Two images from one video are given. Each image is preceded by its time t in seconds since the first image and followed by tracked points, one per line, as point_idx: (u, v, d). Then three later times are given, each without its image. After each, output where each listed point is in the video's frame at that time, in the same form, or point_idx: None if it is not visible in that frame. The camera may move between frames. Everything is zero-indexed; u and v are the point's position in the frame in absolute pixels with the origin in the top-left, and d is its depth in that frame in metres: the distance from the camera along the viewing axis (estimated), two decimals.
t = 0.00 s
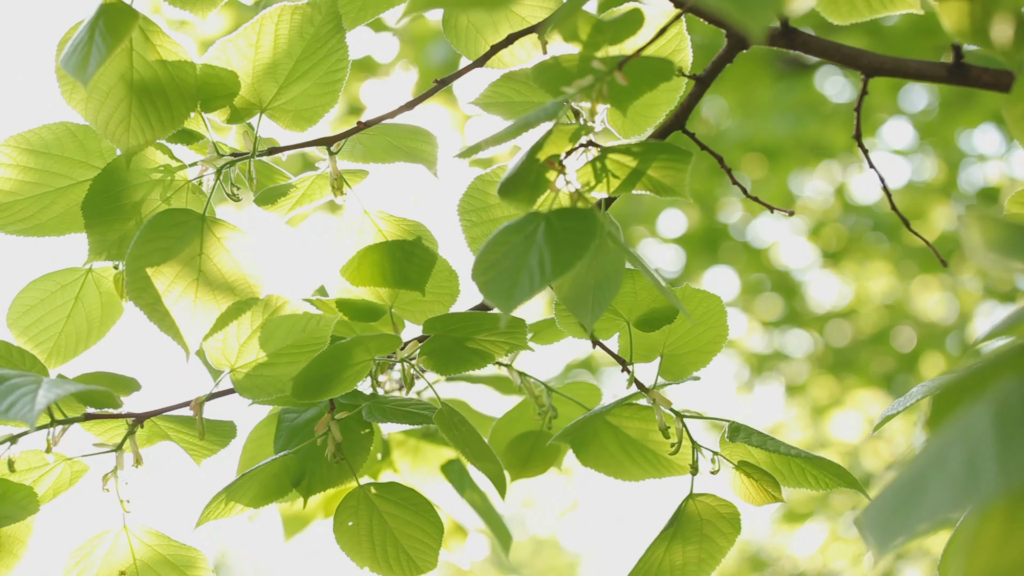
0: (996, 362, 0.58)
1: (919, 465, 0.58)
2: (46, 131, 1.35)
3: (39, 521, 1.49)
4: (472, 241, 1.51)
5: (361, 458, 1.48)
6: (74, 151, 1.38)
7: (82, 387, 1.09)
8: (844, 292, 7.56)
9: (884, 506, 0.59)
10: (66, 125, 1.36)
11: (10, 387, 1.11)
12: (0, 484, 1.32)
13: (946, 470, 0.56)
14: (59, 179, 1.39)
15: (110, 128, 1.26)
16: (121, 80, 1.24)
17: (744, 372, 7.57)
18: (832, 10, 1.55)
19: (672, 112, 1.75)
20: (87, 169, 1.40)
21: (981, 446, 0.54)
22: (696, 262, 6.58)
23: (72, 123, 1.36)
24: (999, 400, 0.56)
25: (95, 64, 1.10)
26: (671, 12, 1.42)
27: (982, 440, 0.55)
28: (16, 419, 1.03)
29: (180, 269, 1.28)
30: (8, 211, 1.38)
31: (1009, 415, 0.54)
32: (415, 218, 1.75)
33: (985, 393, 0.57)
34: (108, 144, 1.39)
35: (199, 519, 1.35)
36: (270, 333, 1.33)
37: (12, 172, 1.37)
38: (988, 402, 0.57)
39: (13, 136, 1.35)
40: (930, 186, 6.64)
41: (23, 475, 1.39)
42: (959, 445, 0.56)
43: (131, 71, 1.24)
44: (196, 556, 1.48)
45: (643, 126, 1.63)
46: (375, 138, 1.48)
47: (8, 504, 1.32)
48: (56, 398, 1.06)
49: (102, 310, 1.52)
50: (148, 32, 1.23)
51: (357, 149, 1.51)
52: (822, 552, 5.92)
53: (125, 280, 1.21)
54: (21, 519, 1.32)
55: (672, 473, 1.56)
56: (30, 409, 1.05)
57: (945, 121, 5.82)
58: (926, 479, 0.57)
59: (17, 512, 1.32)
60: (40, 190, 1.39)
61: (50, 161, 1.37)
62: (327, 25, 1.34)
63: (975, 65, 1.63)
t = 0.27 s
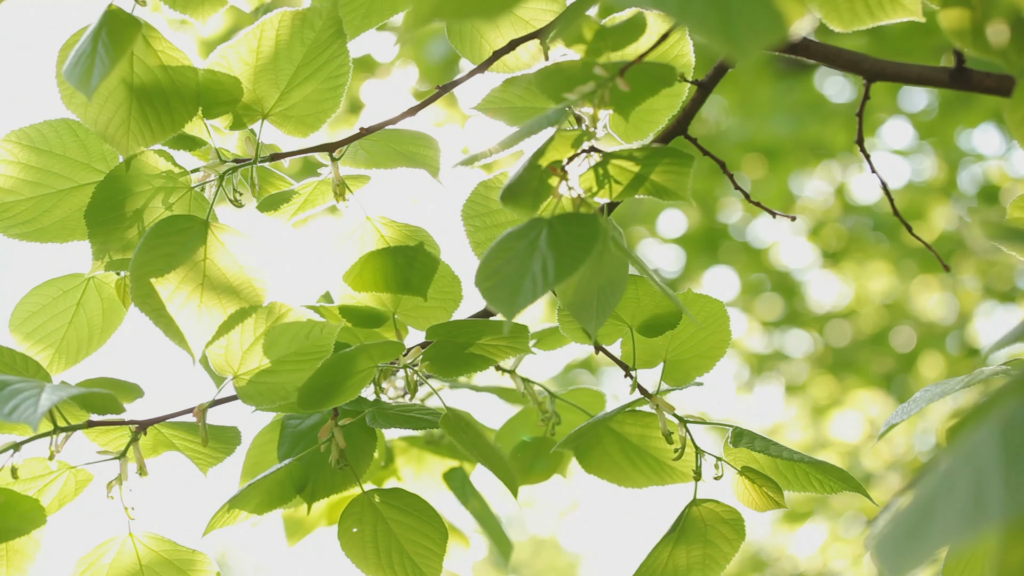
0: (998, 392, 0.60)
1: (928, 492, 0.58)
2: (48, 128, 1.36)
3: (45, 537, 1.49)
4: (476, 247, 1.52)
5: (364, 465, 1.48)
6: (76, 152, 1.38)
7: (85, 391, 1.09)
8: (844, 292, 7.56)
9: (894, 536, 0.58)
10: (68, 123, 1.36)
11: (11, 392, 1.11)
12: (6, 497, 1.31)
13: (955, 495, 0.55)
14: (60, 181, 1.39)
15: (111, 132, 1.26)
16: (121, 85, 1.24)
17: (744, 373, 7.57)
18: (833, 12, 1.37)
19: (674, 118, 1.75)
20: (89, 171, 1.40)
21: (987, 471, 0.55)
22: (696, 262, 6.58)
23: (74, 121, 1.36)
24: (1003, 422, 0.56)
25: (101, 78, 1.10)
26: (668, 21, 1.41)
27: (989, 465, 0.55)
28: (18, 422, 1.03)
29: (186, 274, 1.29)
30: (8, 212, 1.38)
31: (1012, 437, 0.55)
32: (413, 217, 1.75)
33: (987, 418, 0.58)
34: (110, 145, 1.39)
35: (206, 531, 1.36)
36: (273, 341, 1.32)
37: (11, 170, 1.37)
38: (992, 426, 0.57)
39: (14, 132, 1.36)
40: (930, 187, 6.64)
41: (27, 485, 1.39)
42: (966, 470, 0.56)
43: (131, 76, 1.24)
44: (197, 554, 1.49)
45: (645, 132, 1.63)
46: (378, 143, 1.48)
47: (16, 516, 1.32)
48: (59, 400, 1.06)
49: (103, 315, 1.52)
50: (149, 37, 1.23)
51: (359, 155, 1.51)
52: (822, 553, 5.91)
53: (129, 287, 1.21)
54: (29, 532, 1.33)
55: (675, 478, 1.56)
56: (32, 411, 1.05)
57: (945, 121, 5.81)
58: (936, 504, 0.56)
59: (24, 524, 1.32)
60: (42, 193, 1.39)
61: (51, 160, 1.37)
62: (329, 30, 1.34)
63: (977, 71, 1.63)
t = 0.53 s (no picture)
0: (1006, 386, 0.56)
1: (930, 492, 0.56)
2: (52, 145, 1.36)
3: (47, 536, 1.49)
4: (478, 253, 1.52)
5: (367, 470, 1.48)
6: (79, 166, 1.38)
7: (86, 418, 1.10)
8: (844, 292, 7.56)
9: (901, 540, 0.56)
10: (71, 139, 1.36)
11: (14, 414, 1.11)
12: (9, 498, 1.32)
13: (958, 499, 0.53)
14: (65, 195, 1.39)
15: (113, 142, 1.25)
16: (122, 94, 1.23)
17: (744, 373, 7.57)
18: (835, 16, 1.34)
19: (676, 122, 1.75)
20: (93, 184, 1.40)
21: (988, 472, 0.52)
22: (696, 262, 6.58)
23: (77, 137, 1.37)
24: (1007, 423, 0.52)
25: (99, 83, 1.11)
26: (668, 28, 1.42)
27: (990, 465, 0.52)
28: (23, 454, 1.04)
29: (193, 279, 1.29)
30: (13, 229, 1.38)
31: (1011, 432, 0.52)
32: (415, 219, 1.75)
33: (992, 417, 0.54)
34: (113, 158, 1.39)
35: (208, 535, 1.36)
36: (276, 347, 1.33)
37: (16, 188, 1.38)
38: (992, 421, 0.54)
39: (18, 151, 1.36)
40: (930, 187, 6.63)
41: (31, 490, 1.40)
42: (967, 472, 0.53)
43: (134, 85, 1.24)
44: (198, 558, 1.49)
45: (647, 137, 1.64)
46: (381, 150, 1.49)
47: (19, 517, 1.33)
48: (60, 431, 1.07)
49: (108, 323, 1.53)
50: (149, 43, 1.23)
51: (363, 161, 1.51)
52: (822, 553, 5.91)
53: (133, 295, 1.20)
54: (31, 533, 1.33)
55: (677, 483, 1.57)
56: (36, 442, 1.06)
57: (944, 122, 5.82)
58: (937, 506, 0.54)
59: (27, 525, 1.33)
60: (47, 207, 1.39)
61: (53, 175, 1.37)
62: (328, 34, 1.34)
63: (979, 75, 1.63)
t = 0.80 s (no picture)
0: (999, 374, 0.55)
1: (918, 478, 0.56)
2: (54, 139, 1.37)
3: (53, 545, 1.49)
4: (480, 256, 1.52)
5: (370, 473, 1.48)
6: (81, 163, 1.38)
7: (88, 418, 1.10)
8: (844, 292, 7.57)
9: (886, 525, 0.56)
10: (73, 134, 1.37)
11: (16, 418, 1.11)
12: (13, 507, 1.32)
13: (946, 490, 0.53)
14: (66, 193, 1.39)
15: (115, 142, 1.26)
16: (124, 96, 1.24)
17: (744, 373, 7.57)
18: (833, 16, 1.36)
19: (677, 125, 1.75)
20: (94, 182, 1.40)
21: (978, 465, 0.52)
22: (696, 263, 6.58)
23: (79, 132, 1.37)
24: (999, 414, 0.52)
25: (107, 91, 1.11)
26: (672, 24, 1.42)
27: (980, 459, 0.52)
28: (27, 455, 1.04)
29: (197, 279, 1.29)
30: (13, 222, 1.38)
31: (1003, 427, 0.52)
32: (415, 219, 1.75)
33: (985, 406, 0.55)
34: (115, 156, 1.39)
35: (211, 539, 1.36)
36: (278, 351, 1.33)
37: (18, 182, 1.38)
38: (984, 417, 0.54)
39: (20, 143, 1.37)
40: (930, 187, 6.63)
41: (36, 497, 1.40)
42: (957, 461, 0.54)
43: (136, 87, 1.25)
44: (199, 562, 1.49)
45: (648, 139, 1.64)
46: (384, 153, 1.49)
47: (24, 528, 1.33)
48: (63, 431, 1.07)
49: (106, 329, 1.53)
50: (151, 47, 1.23)
51: (363, 163, 1.51)
52: (822, 553, 5.91)
53: (136, 300, 1.21)
54: (37, 543, 1.34)
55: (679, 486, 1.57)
56: (38, 443, 1.06)
57: (944, 122, 5.82)
58: (924, 492, 0.55)
59: (31, 535, 1.33)
60: (48, 204, 1.39)
61: (55, 170, 1.37)
62: (334, 43, 1.35)
63: (979, 76, 1.63)
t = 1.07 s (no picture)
0: (999, 375, 0.56)
1: (920, 477, 0.57)
2: (56, 147, 1.36)
3: (52, 546, 1.50)
4: (481, 258, 1.52)
5: (372, 476, 1.48)
6: (83, 169, 1.39)
7: (88, 416, 1.10)
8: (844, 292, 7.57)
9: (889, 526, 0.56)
10: (75, 142, 1.37)
11: (17, 415, 1.11)
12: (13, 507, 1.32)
13: (949, 488, 0.54)
14: (70, 200, 1.40)
15: (120, 147, 1.27)
16: (128, 101, 1.24)
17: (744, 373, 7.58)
18: (831, 18, 1.36)
19: (678, 127, 1.75)
20: (97, 188, 1.40)
21: (981, 462, 0.53)
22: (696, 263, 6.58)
23: (80, 139, 1.37)
24: (998, 414, 0.54)
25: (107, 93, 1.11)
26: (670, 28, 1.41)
27: (982, 456, 0.53)
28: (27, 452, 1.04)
29: (197, 281, 1.30)
30: (19, 231, 1.39)
31: (1004, 426, 0.53)
32: (416, 221, 1.75)
33: (985, 406, 0.56)
34: (118, 162, 1.40)
35: (212, 543, 1.37)
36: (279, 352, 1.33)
37: (19, 189, 1.38)
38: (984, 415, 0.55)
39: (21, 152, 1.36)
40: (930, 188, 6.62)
41: (36, 497, 1.40)
42: (960, 459, 0.54)
43: (140, 91, 1.25)
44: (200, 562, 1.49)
45: (649, 141, 1.64)
46: (384, 157, 1.49)
47: (23, 527, 1.33)
48: (63, 429, 1.07)
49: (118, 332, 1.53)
50: (153, 49, 1.23)
51: (366, 167, 1.52)
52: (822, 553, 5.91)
53: (136, 302, 1.22)
54: (37, 544, 1.34)
55: (682, 490, 1.57)
56: (37, 440, 1.06)
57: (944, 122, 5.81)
58: (927, 490, 0.55)
59: (31, 535, 1.33)
60: (52, 211, 1.39)
61: (56, 177, 1.37)
62: (334, 43, 1.34)
63: (979, 77, 1.63)
